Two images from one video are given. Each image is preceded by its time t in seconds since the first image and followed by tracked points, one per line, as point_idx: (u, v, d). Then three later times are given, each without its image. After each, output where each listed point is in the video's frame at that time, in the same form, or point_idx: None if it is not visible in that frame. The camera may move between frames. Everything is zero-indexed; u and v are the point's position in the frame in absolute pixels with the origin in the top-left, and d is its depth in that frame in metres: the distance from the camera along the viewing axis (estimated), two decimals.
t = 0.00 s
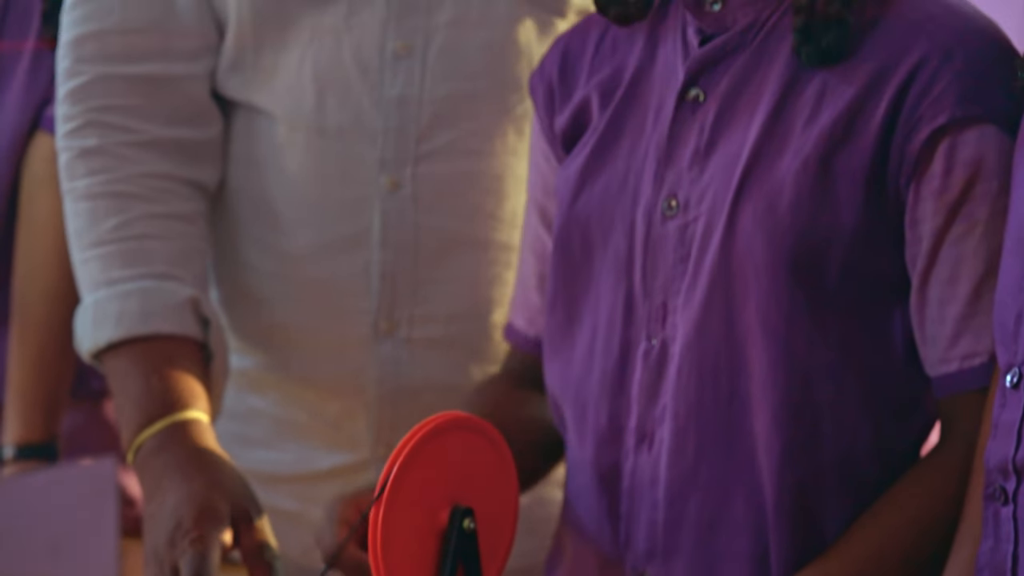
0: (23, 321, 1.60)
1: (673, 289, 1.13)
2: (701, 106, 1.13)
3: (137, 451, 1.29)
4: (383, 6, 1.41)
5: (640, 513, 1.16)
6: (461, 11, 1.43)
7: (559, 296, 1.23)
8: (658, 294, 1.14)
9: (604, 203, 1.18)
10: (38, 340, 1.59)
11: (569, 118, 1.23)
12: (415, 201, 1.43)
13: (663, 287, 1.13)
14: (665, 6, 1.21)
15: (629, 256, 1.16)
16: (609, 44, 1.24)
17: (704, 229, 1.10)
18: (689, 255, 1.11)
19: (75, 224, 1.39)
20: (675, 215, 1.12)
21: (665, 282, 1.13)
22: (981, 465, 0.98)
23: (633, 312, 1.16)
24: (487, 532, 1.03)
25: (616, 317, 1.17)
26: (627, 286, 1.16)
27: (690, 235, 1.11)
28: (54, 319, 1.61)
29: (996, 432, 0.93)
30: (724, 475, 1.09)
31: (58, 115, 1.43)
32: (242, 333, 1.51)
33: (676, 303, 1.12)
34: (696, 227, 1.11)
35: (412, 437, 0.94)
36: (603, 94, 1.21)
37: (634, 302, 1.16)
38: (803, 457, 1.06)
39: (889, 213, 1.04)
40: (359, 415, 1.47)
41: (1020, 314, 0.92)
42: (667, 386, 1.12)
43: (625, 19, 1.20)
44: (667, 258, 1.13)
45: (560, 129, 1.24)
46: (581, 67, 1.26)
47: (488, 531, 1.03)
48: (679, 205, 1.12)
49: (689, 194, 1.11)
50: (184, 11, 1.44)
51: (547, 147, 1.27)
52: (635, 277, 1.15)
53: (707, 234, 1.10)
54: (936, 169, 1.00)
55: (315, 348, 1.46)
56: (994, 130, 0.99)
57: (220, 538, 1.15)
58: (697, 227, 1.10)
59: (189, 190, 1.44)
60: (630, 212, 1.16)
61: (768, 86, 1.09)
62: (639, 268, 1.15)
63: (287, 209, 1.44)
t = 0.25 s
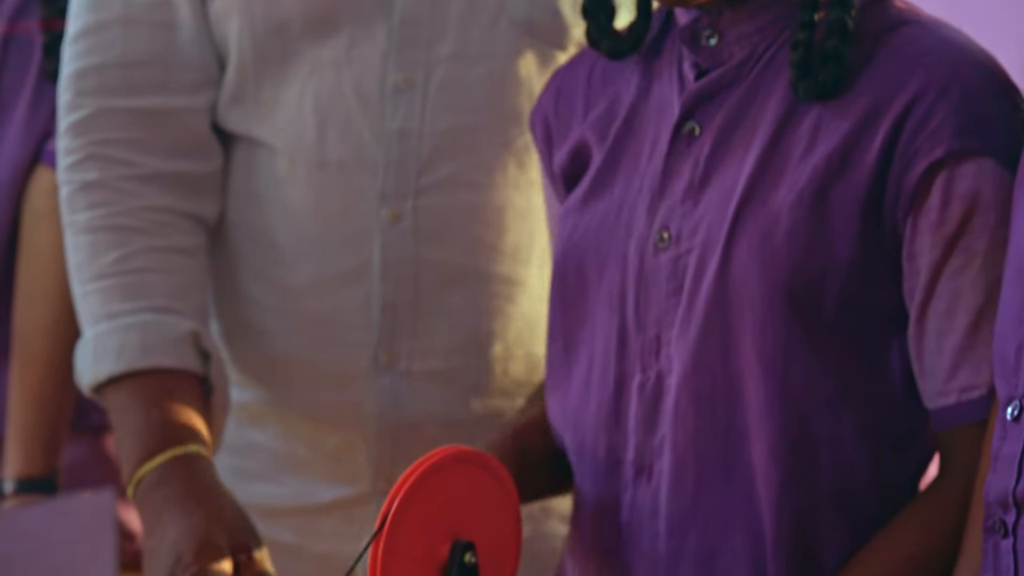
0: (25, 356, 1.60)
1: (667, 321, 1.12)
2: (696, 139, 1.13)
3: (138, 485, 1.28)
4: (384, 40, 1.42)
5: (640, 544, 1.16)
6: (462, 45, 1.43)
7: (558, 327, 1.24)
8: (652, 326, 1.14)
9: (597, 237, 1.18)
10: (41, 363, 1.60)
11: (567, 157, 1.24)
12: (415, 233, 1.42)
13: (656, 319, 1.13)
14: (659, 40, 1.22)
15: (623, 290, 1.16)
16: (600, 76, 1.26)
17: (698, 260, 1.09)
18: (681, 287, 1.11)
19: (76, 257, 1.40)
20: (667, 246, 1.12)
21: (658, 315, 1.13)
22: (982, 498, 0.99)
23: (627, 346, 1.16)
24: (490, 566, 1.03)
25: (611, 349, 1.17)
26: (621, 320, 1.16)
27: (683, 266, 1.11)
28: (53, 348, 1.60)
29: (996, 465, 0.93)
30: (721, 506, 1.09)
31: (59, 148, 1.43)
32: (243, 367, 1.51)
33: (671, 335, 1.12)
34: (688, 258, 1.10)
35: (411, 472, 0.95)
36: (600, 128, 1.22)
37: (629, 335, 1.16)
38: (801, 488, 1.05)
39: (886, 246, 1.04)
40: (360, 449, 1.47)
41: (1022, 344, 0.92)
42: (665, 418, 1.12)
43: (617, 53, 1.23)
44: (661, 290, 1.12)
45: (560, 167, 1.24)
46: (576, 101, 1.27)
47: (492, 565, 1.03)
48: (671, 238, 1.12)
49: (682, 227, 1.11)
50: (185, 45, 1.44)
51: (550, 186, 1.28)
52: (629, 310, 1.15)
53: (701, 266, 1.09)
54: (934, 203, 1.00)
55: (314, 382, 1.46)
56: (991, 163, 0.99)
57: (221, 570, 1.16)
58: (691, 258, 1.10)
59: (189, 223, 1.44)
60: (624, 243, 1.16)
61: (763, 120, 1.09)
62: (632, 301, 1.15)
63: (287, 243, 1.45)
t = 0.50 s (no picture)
0: (24, 381, 1.61)
1: (669, 346, 1.12)
2: (698, 165, 1.13)
3: (137, 510, 1.28)
4: (384, 65, 1.42)
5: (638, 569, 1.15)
6: (462, 70, 1.43)
7: (557, 351, 1.23)
8: (654, 351, 1.13)
9: (597, 262, 1.18)
10: (40, 389, 1.60)
11: (567, 182, 1.24)
12: (415, 258, 1.42)
13: (659, 343, 1.13)
14: (660, 68, 1.23)
15: (625, 314, 1.16)
16: (604, 103, 1.26)
17: (700, 285, 1.09)
18: (684, 312, 1.11)
19: (75, 282, 1.39)
20: (670, 272, 1.12)
21: (660, 340, 1.13)
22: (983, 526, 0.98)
23: (630, 370, 1.16)
24: None
25: (613, 374, 1.17)
26: (624, 343, 1.16)
27: (686, 291, 1.10)
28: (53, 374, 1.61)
29: (995, 490, 0.94)
30: (723, 532, 1.08)
31: (59, 172, 1.43)
32: (242, 392, 1.51)
33: (673, 360, 1.12)
34: (691, 283, 1.10)
35: (413, 499, 0.95)
36: (601, 154, 1.22)
37: (631, 359, 1.16)
38: (802, 514, 1.05)
39: (888, 272, 1.03)
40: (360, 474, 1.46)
41: (1020, 372, 0.93)
42: (666, 444, 1.12)
43: (618, 80, 1.24)
44: (664, 314, 1.12)
45: (560, 191, 1.24)
46: (577, 129, 1.26)
47: None
48: (674, 262, 1.11)
49: (685, 252, 1.11)
50: (185, 69, 1.44)
51: (549, 210, 1.27)
52: (632, 334, 1.15)
53: (703, 292, 1.09)
54: (935, 228, 0.99)
55: (314, 407, 1.46)
56: (993, 189, 0.98)
57: None
58: (693, 284, 1.10)
59: (189, 249, 1.44)
60: (627, 269, 1.16)
61: (766, 143, 1.09)
62: (635, 325, 1.15)
63: (288, 267, 1.45)
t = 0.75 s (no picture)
0: (24, 411, 1.61)
1: (671, 377, 1.11)
2: (700, 194, 1.12)
3: (137, 539, 1.29)
4: (385, 95, 1.42)
5: None
6: (462, 100, 1.43)
7: (556, 379, 1.21)
8: (656, 382, 1.13)
9: (599, 292, 1.17)
10: (39, 418, 1.60)
11: (568, 205, 1.23)
12: (415, 287, 1.43)
13: (661, 374, 1.12)
14: (666, 95, 1.23)
15: (627, 344, 1.15)
16: (610, 131, 1.25)
17: (702, 316, 1.09)
18: (688, 342, 1.10)
19: (76, 312, 1.40)
20: (673, 302, 1.11)
21: (663, 370, 1.12)
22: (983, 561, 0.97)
23: (631, 401, 1.15)
24: None
25: (612, 406, 1.16)
26: (624, 374, 1.15)
27: (689, 322, 1.10)
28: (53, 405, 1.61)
29: (996, 519, 0.95)
30: (725, 565, 1.07)
31: (60, 203, 1.44)
32: (242, 423, 1.50)
33: (675, 391, 1.11)
34: (694, 314, 1.10)
35: (411, 528, 0.97)
36: (603, 180, 1.21)
37: (632, 390, 1.15)
38: (804, 545, 1.04)
39: (889, 301, 1.03)
40: (359, 504, 1.47)
41: (1019, 403, 0.93)
42: (667, 474, 1.11)
43: (625, 109, 1.22)
44: (666, 345, 1.12)
45: (559, 216, 1.24)
46: (580, 156, 1.26)
47: None
48: (677, 293, 1.11)
49: (688, 281, 1.11)
50: (186, 100, 1.44)
51: (545, 230, 1.27)
52: (634, 366, 1.14)
53: (706, 322, 1.09)
54: (935, 258, 1.00)
55: (315, 435, 1.46)
56: (992, 219, 0.99)
57: None
58: (696, 314, 1.10)
59: (190, 278, 1.44)
60: (629, 299, 1.15)
61: (768, 173, 1.09)
62: (637, 357, 1.14)
63: (288, 297, 1.45)
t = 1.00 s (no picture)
0: (24, 443, 1.61)
1: (668, 409, 1.11)
2: (696, 228, 1.13)
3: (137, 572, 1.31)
4: (385, 128, 1.43)
5: None
6: (462, 133, 1.44)
7: (554, 412, 1.22)
8: (653, 414, 1.12)
9: (595, 322, 1.17)
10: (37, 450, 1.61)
11: (567, 243, 1.23)
12: (416, 320, 1.43)
13: (657, 406, 1.12)
14: (661, 128, 1.23)
15: (624, 376, 1.14)
16: (601, 163, 1.25)
17: (698, 348, 1.09)
18: (683, 374, 1.10)
19: (76, 345, 1.41)
20: (669, 334, 1.11)
21: (659, 402, 1.12)
22: None
23: (628, 433, 1.14)
24: None
25: (610, 438, 1.16)
26: (621, 407, 1.15)
27: (685, 354, 1.10)
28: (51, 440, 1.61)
29: (997, 552, 0.94)
30: None
31: (61, 235, 1.45)
32: (243, 456, 1.50)
33: (672, 424, 1.11)
34: (690, 345, 1.09)
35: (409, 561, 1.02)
36: (598, 219, 1.22)
37: (629, 422, 1.14)
38: None
39: (887, 334, 1.03)
40: (359, 536, 1.47)
41: (1021, 436, 0.93)
42: (665, 507, 1.10)
43: (620, 139, 1.23)
44: (662, 377, 1.11)
45: (558, 255, 1.24)
46: (575, 188, 1.26)
47: None
48: (673, 325, 1.11)
49: (684, 314, 1.10)
50: (187, 132, 1.44)
51: (547, 273, 1.26)
52: (630, 396, 1.14)
53: (702, 354, 1.08)
54: (934, 290, 0.99)
55: (314, 467, 1.46)
56: (991, 252, 0.98)
57: None
58: (693, 346, 1.09)
59: (190, 310, 1.45)
60: (626, 330, 1.15)
61: (764, 208, 1.08)
62: (633, 387, 1.13)
63: (288, 329, 1.45)
